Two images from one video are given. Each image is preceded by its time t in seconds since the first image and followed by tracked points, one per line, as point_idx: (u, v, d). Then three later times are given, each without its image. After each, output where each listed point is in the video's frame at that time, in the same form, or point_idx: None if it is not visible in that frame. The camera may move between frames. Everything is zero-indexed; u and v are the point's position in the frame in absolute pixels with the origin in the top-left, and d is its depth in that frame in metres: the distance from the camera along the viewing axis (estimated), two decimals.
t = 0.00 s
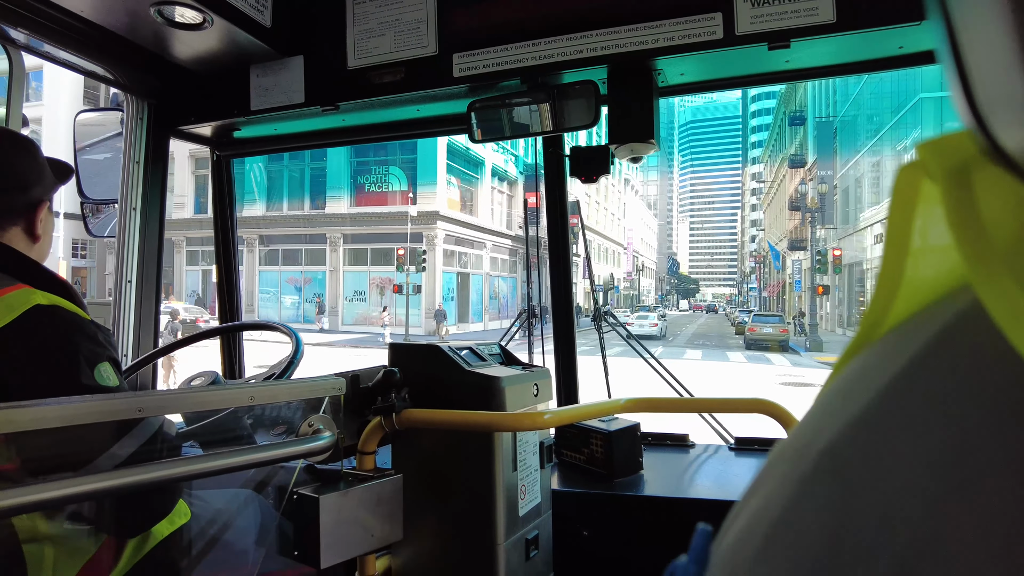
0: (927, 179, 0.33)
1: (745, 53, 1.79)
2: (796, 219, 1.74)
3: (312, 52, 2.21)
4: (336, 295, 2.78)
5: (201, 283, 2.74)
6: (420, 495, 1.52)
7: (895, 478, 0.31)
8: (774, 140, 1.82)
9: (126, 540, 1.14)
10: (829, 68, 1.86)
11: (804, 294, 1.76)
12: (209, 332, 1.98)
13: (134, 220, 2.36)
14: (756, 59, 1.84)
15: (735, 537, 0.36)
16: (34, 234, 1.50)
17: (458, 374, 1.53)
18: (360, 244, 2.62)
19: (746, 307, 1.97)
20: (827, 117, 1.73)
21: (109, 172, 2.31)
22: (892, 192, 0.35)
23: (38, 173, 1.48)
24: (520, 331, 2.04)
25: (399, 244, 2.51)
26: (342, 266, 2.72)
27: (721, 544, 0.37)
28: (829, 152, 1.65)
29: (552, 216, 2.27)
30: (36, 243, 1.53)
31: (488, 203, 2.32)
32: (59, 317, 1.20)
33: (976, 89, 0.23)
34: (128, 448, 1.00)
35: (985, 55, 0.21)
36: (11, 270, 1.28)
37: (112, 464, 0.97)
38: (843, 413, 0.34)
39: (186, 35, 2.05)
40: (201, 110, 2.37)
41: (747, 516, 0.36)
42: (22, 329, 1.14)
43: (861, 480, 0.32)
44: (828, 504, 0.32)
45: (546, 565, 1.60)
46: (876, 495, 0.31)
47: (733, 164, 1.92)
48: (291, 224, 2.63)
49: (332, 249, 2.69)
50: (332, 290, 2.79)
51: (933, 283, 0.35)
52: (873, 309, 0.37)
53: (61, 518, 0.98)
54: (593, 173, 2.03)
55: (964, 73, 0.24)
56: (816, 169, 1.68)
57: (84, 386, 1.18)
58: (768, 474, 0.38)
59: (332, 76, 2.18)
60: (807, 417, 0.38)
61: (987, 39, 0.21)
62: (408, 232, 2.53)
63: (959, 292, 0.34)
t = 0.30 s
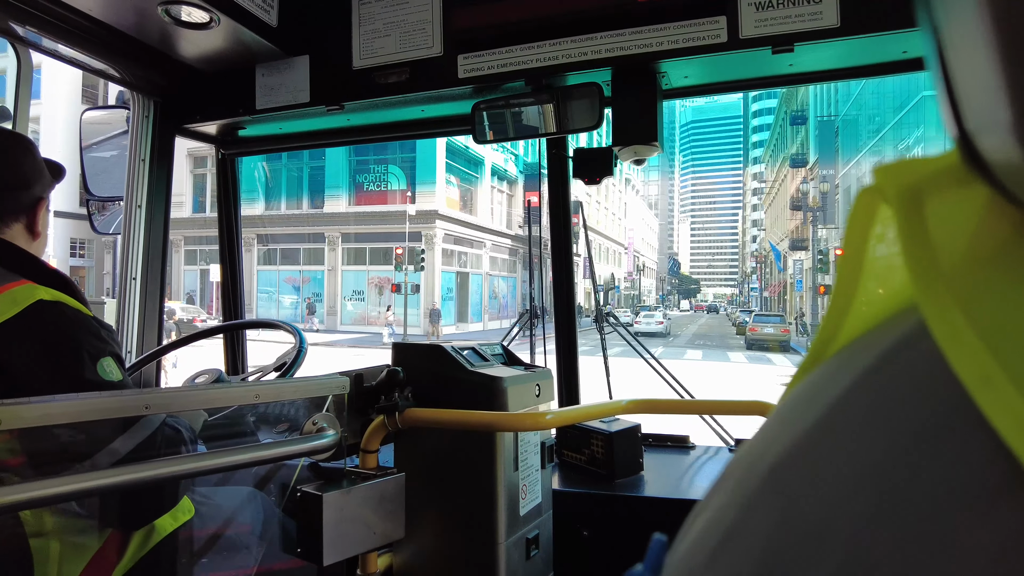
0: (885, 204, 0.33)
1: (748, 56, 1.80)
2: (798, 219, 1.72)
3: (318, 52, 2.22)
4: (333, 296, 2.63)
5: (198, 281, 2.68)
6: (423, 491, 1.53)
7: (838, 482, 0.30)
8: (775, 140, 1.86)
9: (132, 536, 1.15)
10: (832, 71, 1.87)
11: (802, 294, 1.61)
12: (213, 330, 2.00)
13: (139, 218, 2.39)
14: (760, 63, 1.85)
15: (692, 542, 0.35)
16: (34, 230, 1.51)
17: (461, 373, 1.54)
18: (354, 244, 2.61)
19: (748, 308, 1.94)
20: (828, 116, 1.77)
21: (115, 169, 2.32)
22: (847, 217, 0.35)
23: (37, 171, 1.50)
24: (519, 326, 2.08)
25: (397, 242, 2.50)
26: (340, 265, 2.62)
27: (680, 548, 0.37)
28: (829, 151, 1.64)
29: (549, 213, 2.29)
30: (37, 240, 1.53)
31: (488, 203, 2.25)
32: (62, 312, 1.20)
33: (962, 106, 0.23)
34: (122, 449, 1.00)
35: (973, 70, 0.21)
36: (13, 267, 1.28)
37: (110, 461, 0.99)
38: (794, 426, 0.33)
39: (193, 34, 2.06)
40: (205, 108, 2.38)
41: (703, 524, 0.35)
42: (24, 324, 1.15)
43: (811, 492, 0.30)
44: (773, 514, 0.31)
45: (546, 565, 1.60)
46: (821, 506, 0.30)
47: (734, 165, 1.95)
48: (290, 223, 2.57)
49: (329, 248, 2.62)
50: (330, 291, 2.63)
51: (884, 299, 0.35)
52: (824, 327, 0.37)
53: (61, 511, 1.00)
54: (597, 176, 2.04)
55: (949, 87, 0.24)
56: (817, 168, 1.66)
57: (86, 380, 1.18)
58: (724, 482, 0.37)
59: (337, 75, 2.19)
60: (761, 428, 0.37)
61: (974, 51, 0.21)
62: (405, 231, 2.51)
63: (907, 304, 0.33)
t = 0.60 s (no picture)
0: (889, 223, 0.34)
1: (752, 60, 1.81)
2: (798, 220, 1.73)
3: (324, 52, 2.23)
4: (332, 297, 2.49)
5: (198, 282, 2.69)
6: (426, 488, 1.55)
7: (843, 493, 0.29)
8: (776, 142, 1.87)
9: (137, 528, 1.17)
10: (834, 76, 1.89)
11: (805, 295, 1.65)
12: (217, 327, 2.01)
13: (145, 214, 2.39)
14: (763, 67, 1.86)
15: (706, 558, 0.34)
16: (34, 225, 1.50)
17: (463, 373, 1.56)
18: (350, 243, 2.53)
19: (748, 309, 1.96)
20: (829, 117, 1.83)
21: (121, 166, 2.33)
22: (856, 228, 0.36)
23: (36, 164, 1.50)
24: (518, 328, 2.06)
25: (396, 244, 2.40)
26: (338, 267, 2.53)
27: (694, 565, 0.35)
28: (829, 156, 1.71)
29: (552, 216, 2.31)
30: (39, 234, 1.53)
31: (488, 205, 2.28)
32: (70, 307, 1.22)
33: (944, 130, 0.24)
34: (136, 440, 1.01)
35: (949, 97, 0.22)
36: (25, 263, 1.30)
37: (118, 454, 0.99)
38: (801, 442, 0.33)
39: (200, 33, 2.08)
40: (212, 106, 2.40)
41: (714, 541, 0.34)
42: (35, 317, 1.16)
43: (818, 513, 0.29)
44: (784, 532, 0.30)
45: (547, 564, 1.62)
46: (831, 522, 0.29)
47: (735, 166, 1.98)
48: (297, 225, 2.58)
49: (329, 249, 2.57)
50: (329, 292, 2.49)
51: (895, 311, 0.35)
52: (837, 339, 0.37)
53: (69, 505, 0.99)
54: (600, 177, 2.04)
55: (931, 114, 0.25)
56: (818, 170, 1.72)
57: (93, 374, 1.20)
58: (730, 503, 0.36)
59: (342, 75, 2.21)
60: (769, 444, 0.37)
61: (949, 78, 0.21)
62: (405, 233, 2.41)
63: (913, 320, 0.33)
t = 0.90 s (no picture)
0: (902, 232, 0.36)
1: (756, 67, 1.83)
2: (800, 222, 1.77)
3: (332, 54, 2.25)
4: (331, 298, 2.51)
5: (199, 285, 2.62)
6: (430, 487, 1.57)
7: (846, 487, 0.31)
8: (777, 146, 1.89)
9: (149, 519, 1.18)
10: (837, 84, 1.91)
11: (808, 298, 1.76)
12: (224, 325, 2.03)
13: (153, 212, 2.41)
14: (767, 73, 1.88)
15: (726, 530, 0.36)
16: (40, 224, 1.48)
17: (468, 374, 1.57)
18: (353, 246, 2.53)
19: (750, 312, 2.00)
20: (829, 120, 1.85)
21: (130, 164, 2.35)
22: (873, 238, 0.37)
23: (45, 161, 1.49)
24: (518, 331, 2.06)
25: (395, 246, 2.42)
26: (338, 269, 2.53)
27: (716, 536, 0.37)
28: (830, 160, 1.73)
29: (552, 217, 2.30)
30: (48, 232, 1.51)
31: (489, 206, 2.35)
32: (82, 305, 1.23)
33: (934, 162, 0.27)
34: (149, 433, 1.04)
35: (937, 135, 0.25)
36: (41, 261, 1.32)
37: (133, 447, 1.01)
38: (820, 427, 0.34)
39: (210, 34, 2.10)
40: (220, 106, 2.42)
41: (736, 515, 0.36)
42: (50, 314, 1.17)
43: (824, 506, 0.31)
44: (801, 505, 0.32)
45: (549, 563, 1.63)
46: (840, 503, 0.31)
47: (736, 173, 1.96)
48: (298, 227, 2.57)
49: (328, 252, 2.54)
50: (328, 295, 2.49)
51: (903, 312, 0.36)
52: (855, 333, 0.38)
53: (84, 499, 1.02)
54: (605, 179, 2.08)
55: (923, 148, 0.28)
56: (819, 173, 1.74)
57: (104, 372, 1.21)
58: (754, 480, 0.38)
59: (350, 77, 2.23)
60: (789, 431, 0.39)
61: (937, 120, 0.25)
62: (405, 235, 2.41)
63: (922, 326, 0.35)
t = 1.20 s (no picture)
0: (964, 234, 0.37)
1: (762, 70, 1.83)
2: (805, 224, 1.76)
3: (337, 55, 2.25)
4: (333, 302, 2.42)
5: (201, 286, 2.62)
6: (432, 489, 1.57)
7: (899, 465, 0.35)
8: (782, 148, 1.86)
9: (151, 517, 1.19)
10: (842, 87, 1.90)
11: (813, 300, 1.79)
12: (228, 326, 2.03)
13: (157, 212, 2.41)
14: (773, 77, 1.87)
15: (776, 512, 0.40)
16: (37, 223, 1.48)
17: (469, 376, 1.57)
18: (355, 248, 2.42)
19: (756, 314, 1.98)
20: (835, 121, 1.82)
21: (134, 164, 2.35)
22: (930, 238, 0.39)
23: (48, 163, 1.50)
24: (521, 336, 2.10)
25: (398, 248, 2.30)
26: (341, 271, 2.44)
27: (764, 519, 0.41)
28: (836, 162, 1.68)
29: (557, 220, 2.30)
30: (46, 232, 1.51)
31: (491, 208, 2.39)
32: (80, 305, 1.22)
33: (933, 175, 0.26)
34: (146, 434, 1.02)
35: (933, 142, 0.24)
36: (38, 260, 1.32)
37: (129, 449, 1.00)
38: (864, 420, 0.39)
39: (214, 36, 2.10)
40: (224, 108, 2.42)
41: (785, 498, 0.40)
42: (48, 313, 1.17)
43: (876, 482, 0.36)
44: (846, 493, 0.36)
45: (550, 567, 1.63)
46: (885, 488, 0.35)
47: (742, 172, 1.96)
48: (302, 227, 2.54)
49: (331, 254, 2.45)
50: (330, 296, 2.43)
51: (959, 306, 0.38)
52: (915, 319, 0.41)
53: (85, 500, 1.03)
54: (609, 182, 2.09)
55: (924, 158, 0.28)
56: (824, 175, 1.70)
57: (103, 373, 1.21)
58: (802, 466, 0.42)
59: (355, 79, 2.23)
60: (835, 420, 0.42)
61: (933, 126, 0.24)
62: (406, 237, 2.33)
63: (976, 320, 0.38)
